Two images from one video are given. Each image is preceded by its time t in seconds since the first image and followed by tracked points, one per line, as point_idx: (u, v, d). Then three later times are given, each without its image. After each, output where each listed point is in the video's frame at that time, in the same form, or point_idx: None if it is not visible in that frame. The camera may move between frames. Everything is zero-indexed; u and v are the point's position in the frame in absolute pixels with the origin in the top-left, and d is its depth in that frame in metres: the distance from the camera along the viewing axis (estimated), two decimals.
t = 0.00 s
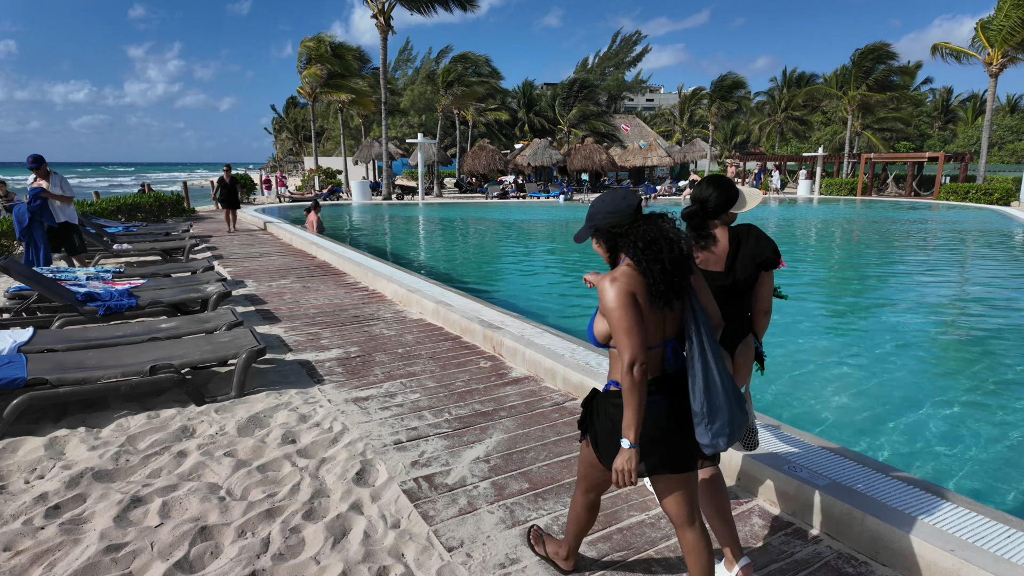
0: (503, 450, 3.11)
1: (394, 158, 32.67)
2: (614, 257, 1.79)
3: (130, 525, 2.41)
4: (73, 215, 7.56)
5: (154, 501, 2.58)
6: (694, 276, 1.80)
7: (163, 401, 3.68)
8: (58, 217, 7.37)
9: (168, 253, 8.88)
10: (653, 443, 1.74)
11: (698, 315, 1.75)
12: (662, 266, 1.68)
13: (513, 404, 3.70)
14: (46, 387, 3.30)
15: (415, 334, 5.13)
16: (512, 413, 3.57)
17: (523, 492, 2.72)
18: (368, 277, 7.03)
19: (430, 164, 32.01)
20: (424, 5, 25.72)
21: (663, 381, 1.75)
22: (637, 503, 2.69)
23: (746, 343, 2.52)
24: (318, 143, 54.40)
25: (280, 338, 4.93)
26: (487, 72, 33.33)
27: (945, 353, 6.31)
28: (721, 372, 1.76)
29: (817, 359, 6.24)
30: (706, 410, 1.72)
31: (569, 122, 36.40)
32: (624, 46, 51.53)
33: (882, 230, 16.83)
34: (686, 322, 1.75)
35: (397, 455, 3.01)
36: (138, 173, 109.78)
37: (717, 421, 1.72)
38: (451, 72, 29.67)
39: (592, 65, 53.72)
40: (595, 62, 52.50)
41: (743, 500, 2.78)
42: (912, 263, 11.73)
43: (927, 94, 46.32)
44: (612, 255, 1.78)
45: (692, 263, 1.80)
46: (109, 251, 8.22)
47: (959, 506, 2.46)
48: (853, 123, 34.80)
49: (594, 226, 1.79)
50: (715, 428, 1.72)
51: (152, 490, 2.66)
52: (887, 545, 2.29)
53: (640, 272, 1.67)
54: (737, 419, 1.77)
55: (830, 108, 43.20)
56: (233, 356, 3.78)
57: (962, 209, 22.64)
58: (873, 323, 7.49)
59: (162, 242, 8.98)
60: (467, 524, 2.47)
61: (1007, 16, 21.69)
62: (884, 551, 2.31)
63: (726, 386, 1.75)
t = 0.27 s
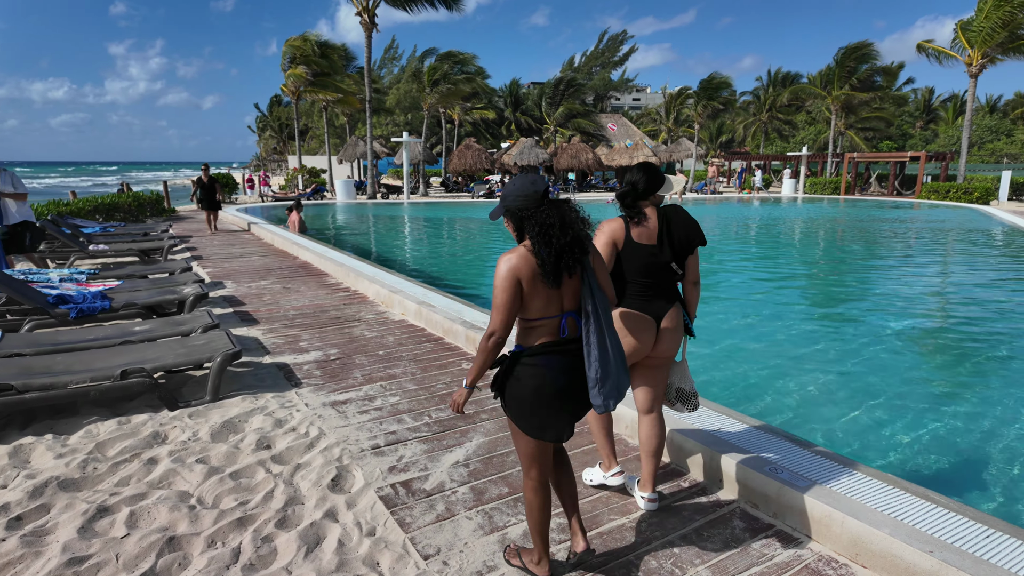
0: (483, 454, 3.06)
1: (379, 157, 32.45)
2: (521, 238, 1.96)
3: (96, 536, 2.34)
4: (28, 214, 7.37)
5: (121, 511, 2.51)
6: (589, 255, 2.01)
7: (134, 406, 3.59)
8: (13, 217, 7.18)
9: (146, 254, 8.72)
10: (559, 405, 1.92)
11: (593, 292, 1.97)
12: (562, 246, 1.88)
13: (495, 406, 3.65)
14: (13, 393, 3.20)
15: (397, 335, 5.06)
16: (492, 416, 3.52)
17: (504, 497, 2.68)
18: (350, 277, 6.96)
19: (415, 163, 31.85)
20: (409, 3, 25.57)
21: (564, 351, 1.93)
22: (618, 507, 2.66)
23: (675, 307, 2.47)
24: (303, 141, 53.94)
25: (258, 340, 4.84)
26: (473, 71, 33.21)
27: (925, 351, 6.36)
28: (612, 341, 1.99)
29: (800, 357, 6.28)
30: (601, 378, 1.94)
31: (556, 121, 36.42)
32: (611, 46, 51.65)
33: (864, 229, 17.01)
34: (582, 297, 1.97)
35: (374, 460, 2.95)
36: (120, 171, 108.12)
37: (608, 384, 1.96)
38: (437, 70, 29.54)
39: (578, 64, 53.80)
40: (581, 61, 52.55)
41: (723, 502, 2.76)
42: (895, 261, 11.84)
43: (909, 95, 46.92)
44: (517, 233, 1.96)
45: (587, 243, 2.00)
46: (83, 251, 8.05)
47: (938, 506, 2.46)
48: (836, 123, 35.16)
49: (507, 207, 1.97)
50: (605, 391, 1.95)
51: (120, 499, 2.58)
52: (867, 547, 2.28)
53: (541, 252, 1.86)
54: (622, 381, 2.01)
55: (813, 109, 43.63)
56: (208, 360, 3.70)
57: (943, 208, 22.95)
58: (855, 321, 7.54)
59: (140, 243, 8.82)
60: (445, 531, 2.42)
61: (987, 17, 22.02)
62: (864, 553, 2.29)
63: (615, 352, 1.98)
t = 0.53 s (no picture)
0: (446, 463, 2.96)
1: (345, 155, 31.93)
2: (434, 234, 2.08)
3: (24, 565, 2.16)
4: None
5: (54, 536, 2.33)
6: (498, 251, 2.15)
7: (75, 419, 3.38)
8: None
9: (95, 256, 8.33)
10: (472, 395, 2.07)
11: (502, 288, 2.11)
12: (467, 248, 2.01)
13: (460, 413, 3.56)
14: None
15: (360, 339, 4.92)
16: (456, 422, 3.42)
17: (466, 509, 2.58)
18: (312, 279, 6.76)
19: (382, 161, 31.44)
20: None
21: (475, 344, 2.07)
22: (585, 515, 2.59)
23: (587, 300, 2.73)
24: (267, 139, 52.82)
25: (212, 347, 4.64)
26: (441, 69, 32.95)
27: (886, 345, 6.48)
28: (519, 333, 2.13)
29: (766, 354, 6.33)
30: (505, 367, 2.08)
31: (524, 120, 36.40)
32: (578, 45, 51.87)
33: (826, 227, 17.40)
34: (491, 295, 2.10)
35: (332, 472, 2.82)
36: (74, 170, 104.38)
37: (516, 373, 2.09)
38: (404, 68, 29.20)
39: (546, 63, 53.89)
40: (549, 60, 52.65)
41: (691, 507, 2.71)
42: (853, 258, 12.14)
43: (867, 96, 48.27)
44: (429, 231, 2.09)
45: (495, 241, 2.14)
46: (26, 254, 7.65)
47: (906, 507, 2.46)
48: (797, 123, 35.95)
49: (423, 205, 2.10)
50: (514, 380, 2.08)
51: (53, 522, 2.40)
52: (835, 550, 2.25)
53: (449, 250, 2.00)
54: (531, 370, 2.14)
55: (776, 109, 44.55)
56: (156, 369, 3.51)
57: (900, 206, 23.66)
58: (818, 317, 7.66)
59: (89, 245, 8.44)
60: (405, 547, 2.31)
61: (940, 21, 22.74)
62: (833, 557, 2.27)
63: (521, 345, 2.11)
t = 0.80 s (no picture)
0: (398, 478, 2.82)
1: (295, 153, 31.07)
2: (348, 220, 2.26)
3: None
4: None
5: None
6: (411, 241, 2.33)
7: None
8: None
9: (20, 261, 7.78)
10: (379, 371, 2.22)
11: (409, 274, 2.28)
12: (378, 233, 2.19)
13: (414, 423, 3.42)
14: None
15: (308, 346, 4.70)
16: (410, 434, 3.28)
17: (420, 528, 2.45)
18: (257, 283, 6.47)
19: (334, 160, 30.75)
20: None
21: (384, 323, 2.26)
22: (545, 529, 2.49)
23: (507, 288, 2.94)
24: (212, 138, 50.99)
25: (147, 358, 4.34)
26: (394, 66, 32.45)
27: (835, 339, 6.63)
28: (425, 317, 2.28)
29: (721, 350, 6.39)
30: (410, 347, 2.21)
31: (479, 119, 36.23)
32: (532, 44, 52.01)
33: (773, 225, 17.90)
34: (400, 279, 2.29)
35: (276, 493, 2.64)
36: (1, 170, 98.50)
37: (417, 353, 2.21)
38: (355, 64, 28.62)
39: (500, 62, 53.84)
40: (503, 59, 52.60)
41: (653, 515, 2.65)
42: (800, 255, 12.50)
43: (810, 98, 50.05)
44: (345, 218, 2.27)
45: (407, 232, 2.32)
46: None
47: (866, 509, 2.46)
48: (745, 123, 36.98)
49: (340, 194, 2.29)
50: (414, 358, 2.21)
51: None
52: (798, 557, 2.22)
53: (359, 236, 2.17)
54: (436, 353, 2.26)
55: (724, 110, 45.73)
56: (80, 386, 3.23)
57: (842, 204, 24.60)
58: (770, 313, 7.80)
59: (11, 250, 7.87)
60: (354, 573, 2.16)
61: (877, 26, 23.73)
62: (796, 563, 2.23)
63: (425, 329, 2.25)
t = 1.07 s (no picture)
0: (329, 502, 2.66)
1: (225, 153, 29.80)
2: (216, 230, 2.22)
3: None
4: None
5: None
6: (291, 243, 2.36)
7: None
8: None
9: None
10: (271, 372, 2.24)
11: (295, 277, 2.31)
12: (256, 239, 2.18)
13: (346, 439, 3.26)
14: None
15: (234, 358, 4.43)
16: (344, 452, 3.12)
17: (351, 555, 2.30)
18: (180, 292, 6.09)
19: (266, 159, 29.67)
20: None
21: (271, 327, 2.26)
22: (484, 547, 2.39)
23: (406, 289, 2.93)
24: (134, 137, 48.29)
25: (51, 378, 3.98)
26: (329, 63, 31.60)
27: (769, 333, 6.83)
28: (317, 314, 2.33)
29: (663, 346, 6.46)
30: (309, 343, 2.27)
31: (418, 118, 35.79)
32: (471, 43, 51.82)
33: (708, 223, 18.48)
34: (285, 282, 2.31)
35: (192, 525, 2.43)
36: None
37: (320, 347, 2.29)
38: (287, 61, 27.69)
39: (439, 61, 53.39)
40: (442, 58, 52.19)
41: (596, 525, 2.59)
42: (733, 253, 12.90)
43: (739, 100, 52.07)
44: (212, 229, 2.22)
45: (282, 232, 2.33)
46: None
47: (802, 510, 2.49)
48: (679, 124, 38.04)
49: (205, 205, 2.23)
50: (319, 352, 2.28)
51: None
52: (739, 562, 2.21)
53: (236, 244, 2.14)
54: (335, 346, 2.35)
55: (659, 111, 46.95)
56: None
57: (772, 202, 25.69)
58: (706, 310, 7.97)
59: None
60: None
61: (800, 32, 24.85)
62: (737, 568, 2.22)
63: (321, 322, 2.33)
